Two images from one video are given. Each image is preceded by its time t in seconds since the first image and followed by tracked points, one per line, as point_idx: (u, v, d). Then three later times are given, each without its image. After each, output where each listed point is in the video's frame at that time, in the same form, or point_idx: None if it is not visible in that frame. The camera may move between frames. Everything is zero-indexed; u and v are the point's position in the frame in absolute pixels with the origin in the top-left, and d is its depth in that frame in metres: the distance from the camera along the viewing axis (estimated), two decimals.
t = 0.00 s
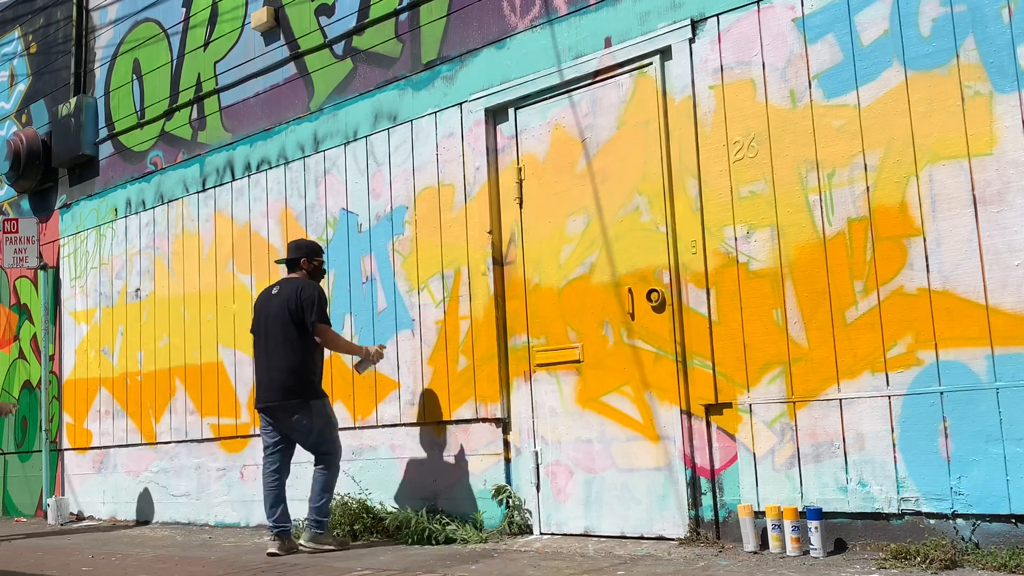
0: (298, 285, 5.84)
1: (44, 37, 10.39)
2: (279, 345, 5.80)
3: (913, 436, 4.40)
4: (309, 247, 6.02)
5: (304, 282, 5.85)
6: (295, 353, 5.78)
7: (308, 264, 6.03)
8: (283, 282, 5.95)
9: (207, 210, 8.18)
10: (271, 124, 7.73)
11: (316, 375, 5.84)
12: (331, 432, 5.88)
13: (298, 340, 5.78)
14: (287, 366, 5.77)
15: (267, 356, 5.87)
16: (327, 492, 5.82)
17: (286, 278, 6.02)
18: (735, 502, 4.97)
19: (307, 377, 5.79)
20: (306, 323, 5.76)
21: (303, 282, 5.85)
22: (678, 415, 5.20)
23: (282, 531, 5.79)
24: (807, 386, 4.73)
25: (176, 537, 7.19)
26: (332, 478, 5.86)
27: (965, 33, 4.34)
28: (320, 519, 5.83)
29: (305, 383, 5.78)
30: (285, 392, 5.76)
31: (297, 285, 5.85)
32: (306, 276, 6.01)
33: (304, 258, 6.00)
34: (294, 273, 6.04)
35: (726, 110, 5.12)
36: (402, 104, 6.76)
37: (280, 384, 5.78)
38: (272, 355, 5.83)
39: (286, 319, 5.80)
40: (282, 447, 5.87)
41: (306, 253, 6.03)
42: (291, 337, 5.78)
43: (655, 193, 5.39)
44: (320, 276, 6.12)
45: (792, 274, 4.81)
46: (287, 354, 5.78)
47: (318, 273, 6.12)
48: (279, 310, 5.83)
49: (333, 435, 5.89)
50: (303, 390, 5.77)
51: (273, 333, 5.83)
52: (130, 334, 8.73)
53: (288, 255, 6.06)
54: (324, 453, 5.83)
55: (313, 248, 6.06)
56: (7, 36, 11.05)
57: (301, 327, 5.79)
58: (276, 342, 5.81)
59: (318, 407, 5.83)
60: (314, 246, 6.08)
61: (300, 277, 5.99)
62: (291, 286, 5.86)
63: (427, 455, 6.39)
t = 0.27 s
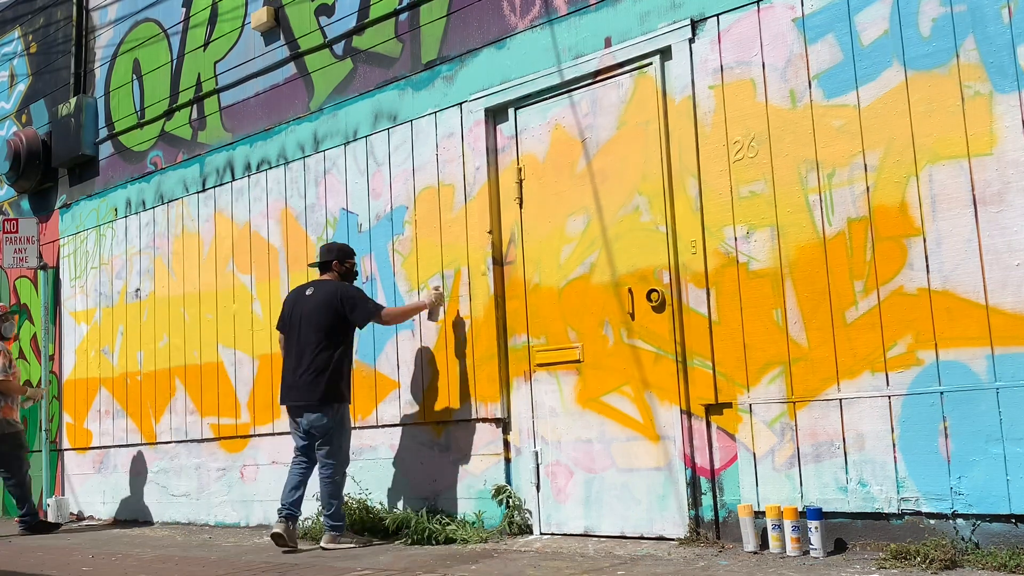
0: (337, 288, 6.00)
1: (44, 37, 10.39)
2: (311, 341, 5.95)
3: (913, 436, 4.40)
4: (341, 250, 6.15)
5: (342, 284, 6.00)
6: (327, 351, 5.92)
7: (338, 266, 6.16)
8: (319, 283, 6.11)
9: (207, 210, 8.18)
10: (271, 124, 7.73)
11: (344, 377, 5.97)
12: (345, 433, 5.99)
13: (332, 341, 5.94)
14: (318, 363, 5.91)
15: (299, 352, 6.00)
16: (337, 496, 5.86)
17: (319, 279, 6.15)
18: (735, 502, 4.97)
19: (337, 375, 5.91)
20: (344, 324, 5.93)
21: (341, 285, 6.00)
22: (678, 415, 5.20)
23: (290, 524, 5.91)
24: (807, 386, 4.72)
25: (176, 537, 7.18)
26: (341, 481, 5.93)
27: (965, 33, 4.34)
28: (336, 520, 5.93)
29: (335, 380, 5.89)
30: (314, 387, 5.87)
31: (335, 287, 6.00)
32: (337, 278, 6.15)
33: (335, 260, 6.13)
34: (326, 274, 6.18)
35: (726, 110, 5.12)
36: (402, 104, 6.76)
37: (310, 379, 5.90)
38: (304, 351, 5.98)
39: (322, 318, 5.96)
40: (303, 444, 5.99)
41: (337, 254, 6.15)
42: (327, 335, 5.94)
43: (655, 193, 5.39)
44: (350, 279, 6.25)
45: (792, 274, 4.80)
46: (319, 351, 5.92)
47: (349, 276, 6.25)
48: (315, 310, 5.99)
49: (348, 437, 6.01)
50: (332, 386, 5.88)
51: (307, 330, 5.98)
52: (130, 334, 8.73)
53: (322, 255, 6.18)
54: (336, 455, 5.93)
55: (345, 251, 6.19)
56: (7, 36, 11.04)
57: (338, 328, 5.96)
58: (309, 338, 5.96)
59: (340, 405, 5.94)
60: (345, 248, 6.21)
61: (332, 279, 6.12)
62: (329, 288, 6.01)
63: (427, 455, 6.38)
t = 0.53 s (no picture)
0: (345, 295, 5.96)
1: (44, 37, 10.39)
2: (315, 343, 5.95)
3: (913, 436, 4.39)
4: (361, 259, 6.11)
5: (351, 292, 5.96)
6: (329, 355, 5.92)
7: (355, 274, 6.14)
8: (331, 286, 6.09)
9: (207, 210, 8.18)
10: (271, 124, 7.73)
11: (347, 380, 5.97)
12: (351, 434, 6.02)
13: (338, 344, 5.93)
14: (320, 366, 5.92)
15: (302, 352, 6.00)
16: (344, 494, 5.90)
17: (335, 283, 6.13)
18: (735, 502, 4.97)
19: (339, 380, 5.93)
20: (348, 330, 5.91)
21: (349, 293, 5.96)
22: (678, 415, 5.20)
23: (300, 524, 6.06)
24: (807, 386, 4.72)
25: (176, 537, 7.18)
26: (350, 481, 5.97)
27: (965, 33, 4.34)
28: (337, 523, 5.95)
29: (337, 386, 5.91)
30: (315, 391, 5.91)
31: (344, 293, 5.96)
32: (352, 285, 6.14)
33: (354, 267, 6.10)
34: (342, 279, 6.16)
35: (726, 110, 5.12)
36: (402, 104, 6.76)
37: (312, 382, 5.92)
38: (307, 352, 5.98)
39: (328, 323, 5.93)
40: (311, 443, 6.06)
41: (356, 262, 6.12)
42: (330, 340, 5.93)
43: (655, 194, 5.39)
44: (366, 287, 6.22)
45: (792, 274, 4.80)
46: (321, 354, 5.93)
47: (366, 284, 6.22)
48: (320, 313, 5.98)
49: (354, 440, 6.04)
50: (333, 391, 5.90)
51: (311, 332, 5.98)
52: (130, 335, 8.73)
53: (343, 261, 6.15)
54: (345, 457, 5.97)
55: (365, 261, 6.15)
56: (7, 36, 11.04)
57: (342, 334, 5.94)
58: (313, 341, 5.95)
59: (343, 409, 5.97)
60: (365, 257, 6.17)
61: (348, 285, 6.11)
62: (339, 293, 5.98)
63: (427, 455, 6.38)
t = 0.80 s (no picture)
0: (337, 296, 5.96)
1: (44, 37, 10.39)
2: (308, 347, 5.95)
3: (913, 436, 4.40)
4: (357, 260, 6.12)
5: (343, 294, 5.96)
6: (323, 359, 5.92)
7: (351, 274, 6.15)
8: (325, 287, 6.09)
9: (207, 210, 8.18)
10: (270, 124, 7.73)
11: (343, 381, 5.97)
12: (349, 433, 6.01)
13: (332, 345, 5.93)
14: (315, 368, 5.93)
15: (297, 355, 6.01)
16: (342, 492, 5.90)
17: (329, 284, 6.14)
18: (735, 502, 4.97)
19: (334, 383, 5.94)
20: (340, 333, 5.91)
21: (341, 295, 5.96)
22: (678, 415, 5.20)
23: (300, 524, 6.05)
24: (807, 386, 4.73)
25: (176, 537, 7.18)
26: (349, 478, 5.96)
27: (965, 33, 4.34)
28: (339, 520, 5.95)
29: (332, 388, 5.92)
30: (311, 394, 5.93)
31: (337, 295, 5.96)
32: (347, 286, 6.16)
33: (350, 268, 6.11)
34: (337, 280, 6.18)
35: (726, 110, 5.12)
36: (402, 104, 6.76)
37: (306, 385, 5.94)
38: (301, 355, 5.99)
39: (320, 325, 5.92)
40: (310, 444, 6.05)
41: (353, 263, 6.13)
42: (323, 343, 5.92)
43: (655, 194, 5.39)
44: (361, 289, 6.24)
45: (792, 274, 4.81)
46: (315, 357, 5.93)
47: (362, 285, 6.24)
48: (313, 315, 5.97)
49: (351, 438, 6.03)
50: (328, 394, 5.92)
51: (303, 336, 5.97)
52: (130, 335, 8.73)
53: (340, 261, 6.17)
54: (343, 455, 5.96)
55: (363, 261, 6.16)
56: (7, 36, 11.05)
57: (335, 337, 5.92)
58: (305, 344, 5.96)
59: (341, 409, 5.97)
60: (363, 258, 6.19)
61: (343, 286, 6.12)
62: (332, 294, 5.98)
63: (427, 455, 6.38)
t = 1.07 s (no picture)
0: (321, 295, 5.98)
1: (44, 37, 10.39)
2: (295, 347, 6.02)
3: (913, 436, 4.40)
4: (346, 262, 6.12)
5: (326, 294, 5.97)
6: (308, 358, 5.96)
7: (339, 276, 6.13)
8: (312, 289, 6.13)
9: (207, 210, 8.18)
10: (270, 124, 7.73)
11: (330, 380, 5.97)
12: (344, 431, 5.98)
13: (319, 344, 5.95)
14: (302, 368, 5.98)
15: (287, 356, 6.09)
16: (344, 489, 5.86)
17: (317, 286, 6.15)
18: (735, 502, 4.97)
19: (320, 381, 5.95)
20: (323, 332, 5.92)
21: (324, 294, 5.97)
22: (678, 415, 5.20)
23: (299, 525, 6.04)
24: (807, 386, 4.72)
25: (176, 537, 7.18)
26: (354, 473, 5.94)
27: (965, 33, 4.34)
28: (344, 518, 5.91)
29: (318, 387, 5.94)
30: (299, 394, 5.98)
31: (319, 295, 5.98)
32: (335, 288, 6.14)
33: (337, 271, 6.11)
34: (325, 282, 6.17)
35: (726, 110, 5.12)
36: (402, 104, 6.76)
37: (295, 385, 6.00)
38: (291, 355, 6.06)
39: (303, 326, 5.97)
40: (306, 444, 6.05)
41: (342, 265, 6.13)
42: (308, 342, 5.97)
43: (655, 194, 5.39)
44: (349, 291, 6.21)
45: (792, 274, 4.81)
46: (301, 357, 5.98)
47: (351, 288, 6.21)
48: (299, 316, 6.03)
49: (352, 433, 6.01)
50: (316, 393, 5.94)
51: (291, 337, 6.04)
52: (130, 335, 8.73)
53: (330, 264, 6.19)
54: (346, 451, 5.94)
55: (352, 264, 6.16)
56: (7, 36, 11.05)
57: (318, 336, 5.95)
58: (293, 345, 6.02)
59: (331, 408, 5.95)
60: (353, 261, 6.17)
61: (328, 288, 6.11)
62: (316, 293, 6.00)
63: (427, 455, 6.38)
